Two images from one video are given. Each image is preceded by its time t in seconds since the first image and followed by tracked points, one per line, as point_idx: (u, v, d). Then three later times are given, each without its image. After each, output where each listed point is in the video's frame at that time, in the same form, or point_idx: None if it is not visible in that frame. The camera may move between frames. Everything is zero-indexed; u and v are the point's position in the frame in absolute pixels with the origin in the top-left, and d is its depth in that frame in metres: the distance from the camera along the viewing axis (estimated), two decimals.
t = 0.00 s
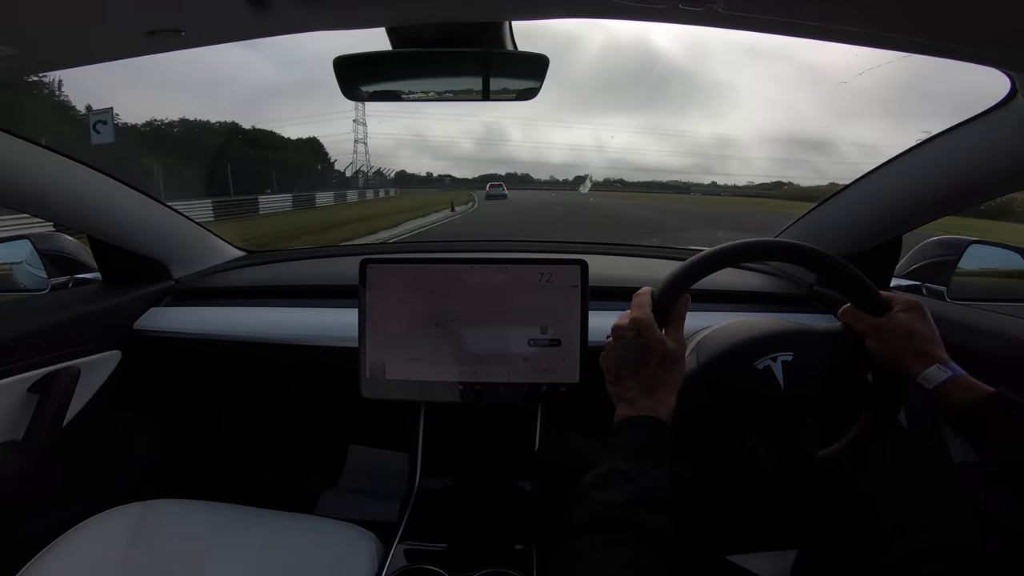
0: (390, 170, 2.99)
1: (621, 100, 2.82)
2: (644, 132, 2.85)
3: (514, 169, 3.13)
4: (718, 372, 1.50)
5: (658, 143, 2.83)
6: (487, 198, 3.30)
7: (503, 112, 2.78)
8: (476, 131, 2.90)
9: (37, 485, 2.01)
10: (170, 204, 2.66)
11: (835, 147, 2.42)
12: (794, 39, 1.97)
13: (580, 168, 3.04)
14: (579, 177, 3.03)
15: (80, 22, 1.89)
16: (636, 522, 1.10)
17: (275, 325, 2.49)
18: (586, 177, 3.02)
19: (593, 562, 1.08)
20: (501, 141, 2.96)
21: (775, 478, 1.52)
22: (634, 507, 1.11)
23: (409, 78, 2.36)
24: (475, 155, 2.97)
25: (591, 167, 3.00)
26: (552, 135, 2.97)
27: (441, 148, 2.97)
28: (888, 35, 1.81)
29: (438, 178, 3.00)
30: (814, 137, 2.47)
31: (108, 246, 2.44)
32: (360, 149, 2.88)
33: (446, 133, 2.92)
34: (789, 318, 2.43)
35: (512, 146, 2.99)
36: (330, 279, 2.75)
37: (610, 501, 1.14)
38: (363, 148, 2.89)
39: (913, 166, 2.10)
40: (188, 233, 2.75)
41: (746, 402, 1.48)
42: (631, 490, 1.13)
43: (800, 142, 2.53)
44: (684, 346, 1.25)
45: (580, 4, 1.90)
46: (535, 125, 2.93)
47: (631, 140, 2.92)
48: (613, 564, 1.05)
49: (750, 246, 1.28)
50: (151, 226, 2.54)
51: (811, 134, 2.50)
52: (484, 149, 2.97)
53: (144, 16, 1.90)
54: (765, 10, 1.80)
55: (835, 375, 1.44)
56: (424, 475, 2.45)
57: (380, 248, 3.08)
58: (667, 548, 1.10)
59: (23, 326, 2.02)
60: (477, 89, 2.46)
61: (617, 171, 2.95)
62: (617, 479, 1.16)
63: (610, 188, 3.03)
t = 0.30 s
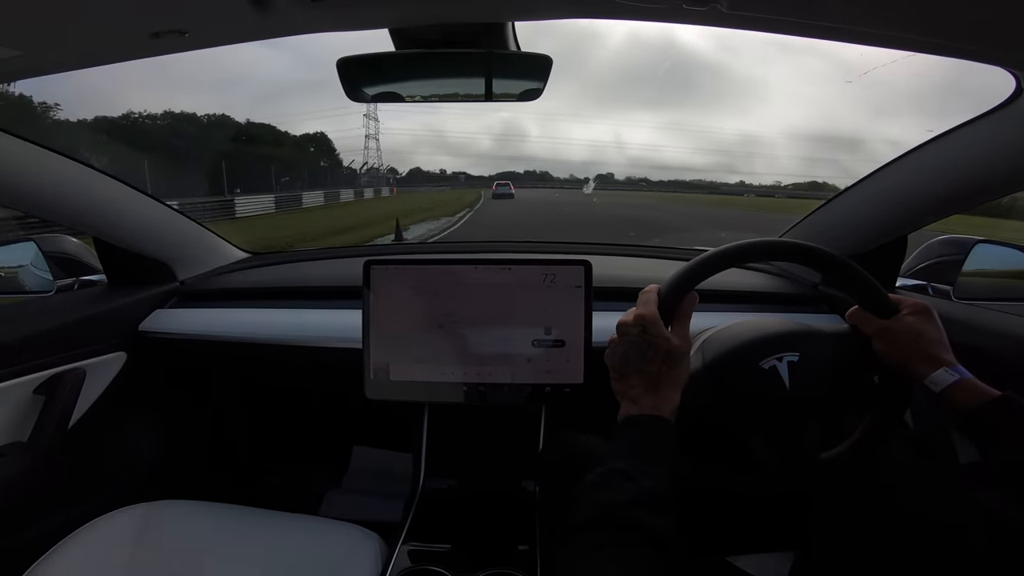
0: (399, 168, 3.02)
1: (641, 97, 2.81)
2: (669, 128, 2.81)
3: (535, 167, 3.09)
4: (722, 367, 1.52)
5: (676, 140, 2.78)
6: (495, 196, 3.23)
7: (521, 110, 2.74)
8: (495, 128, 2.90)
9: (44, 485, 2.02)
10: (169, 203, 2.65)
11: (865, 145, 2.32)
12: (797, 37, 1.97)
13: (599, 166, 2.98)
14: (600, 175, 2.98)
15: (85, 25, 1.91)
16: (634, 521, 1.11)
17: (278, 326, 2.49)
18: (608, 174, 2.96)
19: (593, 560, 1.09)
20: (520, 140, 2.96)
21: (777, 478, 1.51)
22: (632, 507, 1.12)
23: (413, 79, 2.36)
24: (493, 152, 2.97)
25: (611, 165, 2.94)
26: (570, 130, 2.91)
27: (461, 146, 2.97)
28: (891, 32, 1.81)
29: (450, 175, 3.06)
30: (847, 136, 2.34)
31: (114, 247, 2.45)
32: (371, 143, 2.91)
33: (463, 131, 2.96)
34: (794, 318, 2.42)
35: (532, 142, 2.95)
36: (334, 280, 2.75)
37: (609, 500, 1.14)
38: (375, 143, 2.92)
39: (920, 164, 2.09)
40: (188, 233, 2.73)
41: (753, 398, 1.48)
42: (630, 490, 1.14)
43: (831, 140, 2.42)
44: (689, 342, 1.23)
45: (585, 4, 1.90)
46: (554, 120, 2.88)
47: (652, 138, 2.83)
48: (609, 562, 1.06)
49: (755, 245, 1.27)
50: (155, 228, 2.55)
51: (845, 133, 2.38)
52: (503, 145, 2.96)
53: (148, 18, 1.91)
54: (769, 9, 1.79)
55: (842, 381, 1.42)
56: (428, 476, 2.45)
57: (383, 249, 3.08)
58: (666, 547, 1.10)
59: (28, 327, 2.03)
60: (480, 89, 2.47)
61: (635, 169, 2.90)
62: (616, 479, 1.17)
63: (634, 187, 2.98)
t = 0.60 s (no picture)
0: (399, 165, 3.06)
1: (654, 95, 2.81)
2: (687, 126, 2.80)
3: (550, 165, 3.01)
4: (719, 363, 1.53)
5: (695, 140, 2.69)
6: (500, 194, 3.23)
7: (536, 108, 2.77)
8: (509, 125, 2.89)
9: (43, 487, 2.02)
10: (166, 203, 2.64)
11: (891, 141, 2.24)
12: (794, 38, 1.97)
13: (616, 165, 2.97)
14: (621, 173, 2.97)
15: (83, 25, 1.91)
16: (633, 523, 1.10)
17: (276, 326, 2.49)
18: (630, 173, 2.96)
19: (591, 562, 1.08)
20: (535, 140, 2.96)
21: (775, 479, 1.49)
22: (630, 509, 1.12)
23: (410, 78, 2.36)
24: (510, 150, 2.89)
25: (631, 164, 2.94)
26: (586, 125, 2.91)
27: (476, 141, 2.93)
28: (887, 32, 1.82)
29: (462, 172, 2.97)
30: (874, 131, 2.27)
31: (113, 248, 2.45)
32: (380, 137, 2.82)
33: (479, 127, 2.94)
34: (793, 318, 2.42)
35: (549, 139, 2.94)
36: (331, 280, 2.75)
37: (608, 503, 1.14)
38: (383, 138, 2.84)
39: (919, 164, 2.09)
40: (185, 232, 2.72)
41: (751, 399, 1.47)
42: (629, 492, 1.13)
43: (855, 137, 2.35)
44: (687, 342, 1.23)
45: (583, 5, 1.89)
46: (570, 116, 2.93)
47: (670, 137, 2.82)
48: (607, 567, 1.05)
49: (752, 246, 1.27)
50: (154, 228, 2.55)
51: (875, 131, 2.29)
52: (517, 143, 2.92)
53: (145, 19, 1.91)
54: (766, 10, 1.80)
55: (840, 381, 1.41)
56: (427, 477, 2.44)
57: (381, 249, 3.08)
58: (664, 546, 1.10)
59: (25, 328, 2.02)
60: (478, 89, 2.47)
61: (655, 168, 2.84)
62: (615, 481, 1.16)
63: (657, 187, 2.89)
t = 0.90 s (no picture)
0: (404, 160, 2.92)
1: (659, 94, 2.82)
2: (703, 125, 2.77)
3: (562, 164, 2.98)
4: (719, 367, 1.48)
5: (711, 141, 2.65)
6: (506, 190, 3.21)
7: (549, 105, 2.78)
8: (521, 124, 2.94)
9: (38, 486, 2.01)
10: (164, 202, 2.63)
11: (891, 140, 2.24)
12: (791, 39, 1.98)
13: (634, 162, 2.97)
14: (636, 172, 2.98)
15: (82, 23, 1.90)
16: (632, 509, 1.11)
17: (273, 325, 2.48)
18: (647, 171, 2.91)
19: (590, 552, 1.10)
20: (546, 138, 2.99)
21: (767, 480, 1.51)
22: (628, 497, 1.11)
23: (409, 77, 2.35)
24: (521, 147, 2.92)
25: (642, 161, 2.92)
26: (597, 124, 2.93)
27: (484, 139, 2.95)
28: (884, 33, 1.82)
29: (470, 168, 2.99)
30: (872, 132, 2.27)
31: (110, 246, 2.44)
32: (383, 132, 2.77)
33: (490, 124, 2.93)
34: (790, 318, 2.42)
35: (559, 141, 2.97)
36: (329, 279, 2.75)
37: (606, 490, 1.13)
38: (387, 133, 2.79)
39: (915, 166, 2.10)
40: (184, 231, 2.72)
41: (750, 404, 1.45)
42: (629, 480, 1.13)
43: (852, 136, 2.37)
44: (689, 334, 1.23)
45: (584, 5, 1.90)
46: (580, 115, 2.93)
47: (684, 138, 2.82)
48: (609, 557, 1.08)
49: (749, 246, 1.28)
50: (151, 226, 2.54)
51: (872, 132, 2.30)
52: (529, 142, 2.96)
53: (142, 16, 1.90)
54: (767, 11, 1.80)
55: (839, 383, 1.42)
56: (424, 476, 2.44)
57: (379, 248, 3.08)
58: (660, 538, 1.10)
59: (21, 327, 2.02)
60: (477, 88, 2.47)
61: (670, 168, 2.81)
62: (614, 469, 1.15)
63: (678, 186, 2.86)
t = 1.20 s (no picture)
0: (406, 160, 2.92)
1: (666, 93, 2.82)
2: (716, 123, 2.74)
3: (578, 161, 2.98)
4: (719, 366, 1.47)
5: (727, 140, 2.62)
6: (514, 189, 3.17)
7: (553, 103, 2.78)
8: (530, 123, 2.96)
9: (41, 486, 2.01)
10: (166, 201, 2.63)
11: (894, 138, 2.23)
12: (793, 37, 1.98)
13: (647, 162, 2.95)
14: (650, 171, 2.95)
15: (83, 23, 1.90)
16: (640, 494, 1.09)
17: (275, 324, 2.48)
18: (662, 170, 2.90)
19: (600, 537, 1.07)
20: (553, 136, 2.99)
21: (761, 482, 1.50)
22: (637, 480, 1.10)
23: (410, 75, 2.35)
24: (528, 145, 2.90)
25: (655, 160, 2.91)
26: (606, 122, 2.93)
27: (492, 137, 2.98)
28: (886, 30, 1.82)
29: (474, 167, 3.02)
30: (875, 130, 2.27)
31: (112, 245, 2.44)
32: (385, 128, 2.79)
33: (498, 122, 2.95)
34: (791, 316, 2.42)
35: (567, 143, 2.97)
36: (331, 278, 2.75)
37: (616, 471, 1.12)
38: (389, 129, 2.81)
39: (918, 163, 2.09)
40: (185, 230, 2.72)
41: (750, 401, 1.43)
42: (638, 463, 1.12)
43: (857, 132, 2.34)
44: (696, 325, 1.23)
45: (586, 4, 1.89)
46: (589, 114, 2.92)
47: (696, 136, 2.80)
48: (619, 540, 1.06)
49: (750, 244, 1.28)
50: (153, 226, 2.54)
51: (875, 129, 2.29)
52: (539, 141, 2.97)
53: (142, 16, 1.90)
54: (769, 10, 1.80)
55: (836, 385, 1.39)
56: (426, 475, 2.44)
57: (381, 247, 3.08)
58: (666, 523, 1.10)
59: (23, 327, 2.02)
60: (477, 86, 2.47)
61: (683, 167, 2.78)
62: (623, 451, 1.14)
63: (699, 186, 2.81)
